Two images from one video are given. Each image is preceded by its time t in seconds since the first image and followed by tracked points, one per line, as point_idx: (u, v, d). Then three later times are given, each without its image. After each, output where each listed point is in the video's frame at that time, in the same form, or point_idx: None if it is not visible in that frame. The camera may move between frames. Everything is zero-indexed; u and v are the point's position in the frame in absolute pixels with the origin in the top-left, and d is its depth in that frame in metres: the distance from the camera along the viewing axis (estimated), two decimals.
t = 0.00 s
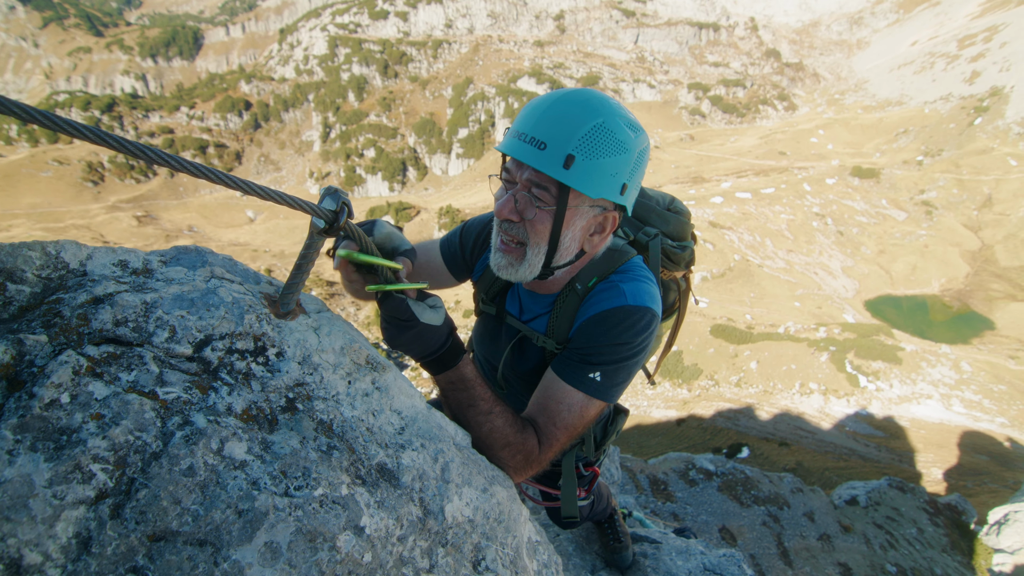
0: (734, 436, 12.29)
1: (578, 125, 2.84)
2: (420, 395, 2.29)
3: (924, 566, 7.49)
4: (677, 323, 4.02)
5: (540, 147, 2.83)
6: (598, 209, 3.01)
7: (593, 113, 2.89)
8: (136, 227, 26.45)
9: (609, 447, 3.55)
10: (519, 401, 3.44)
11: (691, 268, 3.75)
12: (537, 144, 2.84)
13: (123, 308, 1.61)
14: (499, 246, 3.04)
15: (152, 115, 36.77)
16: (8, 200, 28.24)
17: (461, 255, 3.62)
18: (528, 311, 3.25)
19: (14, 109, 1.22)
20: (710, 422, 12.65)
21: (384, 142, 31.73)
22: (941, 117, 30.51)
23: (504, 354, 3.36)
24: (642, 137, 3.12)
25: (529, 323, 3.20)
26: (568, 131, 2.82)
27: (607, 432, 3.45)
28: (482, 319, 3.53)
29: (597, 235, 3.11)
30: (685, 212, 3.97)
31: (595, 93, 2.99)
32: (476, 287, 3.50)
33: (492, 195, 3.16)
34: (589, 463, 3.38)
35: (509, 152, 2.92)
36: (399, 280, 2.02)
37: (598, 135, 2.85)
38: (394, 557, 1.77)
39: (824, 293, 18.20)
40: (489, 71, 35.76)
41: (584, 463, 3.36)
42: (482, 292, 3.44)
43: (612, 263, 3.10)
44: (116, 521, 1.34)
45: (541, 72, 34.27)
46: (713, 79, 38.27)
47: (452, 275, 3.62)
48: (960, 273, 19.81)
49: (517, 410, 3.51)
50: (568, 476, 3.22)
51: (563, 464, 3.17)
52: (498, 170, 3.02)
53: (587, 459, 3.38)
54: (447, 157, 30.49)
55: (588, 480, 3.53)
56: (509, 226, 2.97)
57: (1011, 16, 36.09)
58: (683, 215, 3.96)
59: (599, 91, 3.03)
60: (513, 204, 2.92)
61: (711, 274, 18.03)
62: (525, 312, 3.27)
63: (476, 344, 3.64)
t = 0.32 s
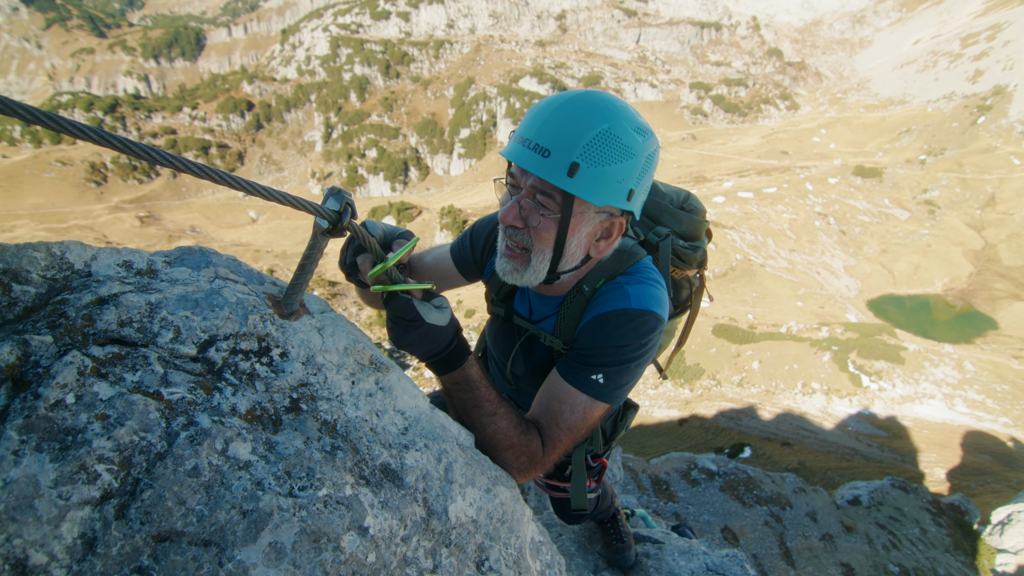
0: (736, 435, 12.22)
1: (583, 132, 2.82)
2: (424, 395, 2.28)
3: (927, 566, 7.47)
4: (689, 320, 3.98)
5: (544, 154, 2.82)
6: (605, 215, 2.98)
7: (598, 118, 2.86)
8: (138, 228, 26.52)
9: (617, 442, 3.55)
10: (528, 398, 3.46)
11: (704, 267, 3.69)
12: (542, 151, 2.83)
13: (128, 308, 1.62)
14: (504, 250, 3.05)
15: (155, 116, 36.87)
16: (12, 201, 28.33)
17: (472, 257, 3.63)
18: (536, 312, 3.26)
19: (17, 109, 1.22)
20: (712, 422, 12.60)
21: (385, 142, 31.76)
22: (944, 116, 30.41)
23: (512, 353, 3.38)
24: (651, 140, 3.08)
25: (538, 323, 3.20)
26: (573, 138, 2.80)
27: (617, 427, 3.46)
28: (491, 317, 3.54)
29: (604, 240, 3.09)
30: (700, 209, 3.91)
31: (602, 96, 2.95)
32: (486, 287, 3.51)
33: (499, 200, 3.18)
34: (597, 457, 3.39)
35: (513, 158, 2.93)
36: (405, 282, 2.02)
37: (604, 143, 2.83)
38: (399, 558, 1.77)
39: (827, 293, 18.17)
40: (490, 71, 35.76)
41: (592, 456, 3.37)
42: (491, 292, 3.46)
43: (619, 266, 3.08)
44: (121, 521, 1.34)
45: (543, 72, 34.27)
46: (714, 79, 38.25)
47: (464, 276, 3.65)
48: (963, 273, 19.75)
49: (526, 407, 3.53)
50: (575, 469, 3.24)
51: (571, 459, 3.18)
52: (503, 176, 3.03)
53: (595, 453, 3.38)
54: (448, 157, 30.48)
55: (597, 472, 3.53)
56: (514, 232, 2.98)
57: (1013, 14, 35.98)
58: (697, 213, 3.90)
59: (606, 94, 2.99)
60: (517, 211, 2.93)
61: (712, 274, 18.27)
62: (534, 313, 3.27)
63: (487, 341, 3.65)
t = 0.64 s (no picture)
0: (734, 433, 12.22)
1: (594, 126, 2.82)
2: (422, 393, 2.28)
3: (924, 563, 7.49)
4: (692, 319, 3.98)
5: (552, 147, 2.82)
6: (610, 211, 2.98)
7: (608, 113, 2.86)
8: (136, 227, 26.44)
9: (616, 438, 3.56)
10: (528, 393, 3.46)
11: (707, 264, 3.70)
12: (550, 144, 2.83)
13: (125, 308, 1.61)
14: (509, 243, 3.06)
15: (152, 114, 36.77)
16: (8, 200, 28.25)
17: (476, 245, 3.63)
18: (538, 306, 3.25)
19: (15, 107, 1.21)
20: (710, 421, 12.60)
21: (383, 141, 31.71)
22: (942, 115, 30.44)
23: (513, 347, 3.38)
24: (658, 138, 3.09)
25: (539, 317, 3.20)
26: (581, 133, 2.80)
27: (616, 423, 3.47)
28: (493, 311, 3.53)
29: (609, 235, 3.09)
30: (704, 206, 3.92)
31: (613, 91, 2.95)
32: (487, 279, 3.50)
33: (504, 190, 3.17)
34: (596, 452, 3.40)
35: (522, 149, 2.92)
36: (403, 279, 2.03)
37: (613, 138, 2.83)
38: (398, 557, 1.76)
39: (825, 291, 18.17)
40: (489, 70, 35.70)
41: (592, 451, 3.38)
42: (494, 285, 3.43)
43: (622, 263, 3.08)
44: (120, 521, 1.34)
45: (541, 70, 34.21)
46: (713, 77, 38.26)
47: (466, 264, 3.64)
48: (960, 271, 19.78)
49: (526, 402, 3.54)
50: (572, 465, 3.24)
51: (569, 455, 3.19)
52: (510, 167, 3.03)
53: (594, 448, 3.40)
54: (447, 156, 30.45)
55: (597, 466, 3.54)
56: (520, 224, 2.98)
57: (1011, 13, 36.04)
58: (702, 209, 3.91)
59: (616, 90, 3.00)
60: (523, 203, 2.93)
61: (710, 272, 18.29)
62: (535, 306, 3.26)
63: (488, 334, 3.65)
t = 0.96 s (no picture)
0: (734, 428, 12.21)
1: (610, 134, 2.78)
2: (423, 387, 2.27)
3: (923, 557, 7.50)
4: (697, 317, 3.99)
5: (568, 155, 2.80)
6: (625, 218, 2.96)
7: (627, 119, 2.81)
8: (135, 222, 26.44)
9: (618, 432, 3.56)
10: (533, 391, 3.46)
11: (716, 265, 3.70)
12: (566, 151, 2.81)
13: (124, 303, 1.60)
14: (521, 246, 3.04)
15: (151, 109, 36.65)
16: (8, 196, 28.24)
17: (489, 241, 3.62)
18: (547, 305, 3.22)
19: (13, 102, 1.20)
20: (710, 415, 12.58)
21: (383, 136, 31.65)
22: (943, 108, 30.32)
23: (520, 343, 3.36)
24: (678, 144, 3.03)
25: (547, 317, 3.20)
26: (599, 141, 2.77)
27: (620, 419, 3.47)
28: (500, 306, 3.52)
29: (623, 241, 3.06)
30: (715, 207, 3.89)
31: (634, 96, 2.90)
32: (495, 275, 3.48)
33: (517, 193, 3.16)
34: (598, 446, 3.41)
35: (535, 154, 2.90)
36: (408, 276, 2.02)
37: (631, 146, 2.79)
38: (398, 551, 1.76)
39: (825, 286, 18.15)
40: (488, 64, 35.53)
41: (593, 445, 3.38)
42: (502, 282, 3.42)
43: (636, 266, 3.06)
44: (119, 517, 1.33)
45: (541, 64, 34.05)
46: (714, 71, 38.09)
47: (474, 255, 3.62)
48: (961, 265, 19.73)
49: (530, 399, 3.54)
50: (575, 459, 3.25)
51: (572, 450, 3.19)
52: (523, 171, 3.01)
53: (597, 443, 3.40)
54: (447, 150, 30.37)
55: (598, 459, 3.53)
56: (531, 230, 2.97)
57: (1013, 6, 35.87)
58: (713, 210, 3.89)
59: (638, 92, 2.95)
60: (537, 209, 2.92)
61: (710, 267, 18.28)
62: (544, 306, 3.25)
63: (493, 328, 3.63)
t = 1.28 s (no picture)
0: (737, 426, 12.17)
1: (616, 150, 2.71)
2: (426, 386, 2.27)
3: (926, 554, 7.48)
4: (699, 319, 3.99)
5: (573, 171, 2.74)
6: (632, 229, 2.93)
7: (634, 131, 2.73)
8: (138, 221, 26.51)
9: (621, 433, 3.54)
10: (538, 393, 3.46)
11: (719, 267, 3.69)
12: (571, 166, 2.74)
13: (126, 300, 1.60)
14: (525, 258, 3.03)
15: (153, 108, 36.70)
16: (11, 195, 28.36)
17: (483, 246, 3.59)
18: (553, 311, 3.22)
19: (14, 99, 1.19)
20: (713, 413, 12.56)
21: (384, 134, 31.66)
22: (947, 105, 30.16)
23: (525, 348, 3.37)
24: (685, 152, 2.95)
25: (552, 322, 3.19)
26: (605, 156, 2.70)
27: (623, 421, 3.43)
28: (503, 311, 3.51)
29: (629, 251, 3.03)
30: (718, 209, 3.89)
31: (640, 106, 2.81)
32: (497, 280, 3.48)
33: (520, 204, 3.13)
34: (602, 447, 3.40)
35: (539, 167, 2.84)
36: (413, 275, 2.02)
37: (639, 161, 2.72)
38: (403, 549, 1.76)
39: (828, 283, 18.09)
40: (490, 61, 35.42)
41: (596, 446, 3.37)
42: (504, 287, 3.41)
43: (642, 270, 3.04)
44: (122, 515, 1.33)
45: (543, 61, 33.96)
46: (715, 68, 37.98)
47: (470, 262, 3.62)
48: (965, 262, 19.65)
49: (536, 402, 3.53)
50: (578, 460, 3.25)
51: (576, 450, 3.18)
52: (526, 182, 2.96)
53: (601, 444, 3.39)
54: (448, 148, 30.34)
55: (599, 459, 3.50)
56: (537, 243, 2.94)
57: (1018, 1, 35.65)
58: (716, 212, 3.89)
59: (644, 100, 2.85)
60: (542, 221, 2.89)
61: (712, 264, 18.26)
62: (550, 311, 3.24)
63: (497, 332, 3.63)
